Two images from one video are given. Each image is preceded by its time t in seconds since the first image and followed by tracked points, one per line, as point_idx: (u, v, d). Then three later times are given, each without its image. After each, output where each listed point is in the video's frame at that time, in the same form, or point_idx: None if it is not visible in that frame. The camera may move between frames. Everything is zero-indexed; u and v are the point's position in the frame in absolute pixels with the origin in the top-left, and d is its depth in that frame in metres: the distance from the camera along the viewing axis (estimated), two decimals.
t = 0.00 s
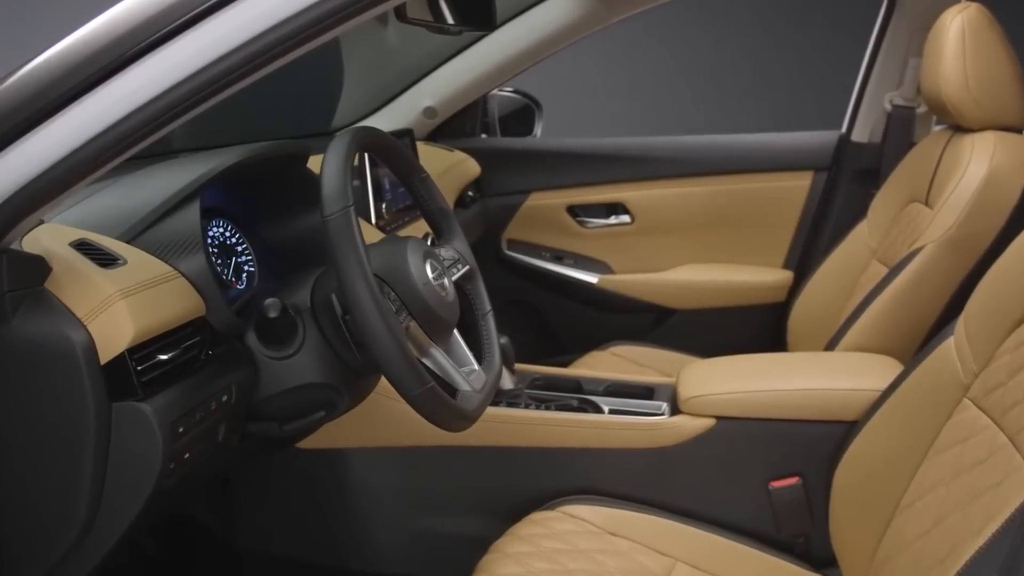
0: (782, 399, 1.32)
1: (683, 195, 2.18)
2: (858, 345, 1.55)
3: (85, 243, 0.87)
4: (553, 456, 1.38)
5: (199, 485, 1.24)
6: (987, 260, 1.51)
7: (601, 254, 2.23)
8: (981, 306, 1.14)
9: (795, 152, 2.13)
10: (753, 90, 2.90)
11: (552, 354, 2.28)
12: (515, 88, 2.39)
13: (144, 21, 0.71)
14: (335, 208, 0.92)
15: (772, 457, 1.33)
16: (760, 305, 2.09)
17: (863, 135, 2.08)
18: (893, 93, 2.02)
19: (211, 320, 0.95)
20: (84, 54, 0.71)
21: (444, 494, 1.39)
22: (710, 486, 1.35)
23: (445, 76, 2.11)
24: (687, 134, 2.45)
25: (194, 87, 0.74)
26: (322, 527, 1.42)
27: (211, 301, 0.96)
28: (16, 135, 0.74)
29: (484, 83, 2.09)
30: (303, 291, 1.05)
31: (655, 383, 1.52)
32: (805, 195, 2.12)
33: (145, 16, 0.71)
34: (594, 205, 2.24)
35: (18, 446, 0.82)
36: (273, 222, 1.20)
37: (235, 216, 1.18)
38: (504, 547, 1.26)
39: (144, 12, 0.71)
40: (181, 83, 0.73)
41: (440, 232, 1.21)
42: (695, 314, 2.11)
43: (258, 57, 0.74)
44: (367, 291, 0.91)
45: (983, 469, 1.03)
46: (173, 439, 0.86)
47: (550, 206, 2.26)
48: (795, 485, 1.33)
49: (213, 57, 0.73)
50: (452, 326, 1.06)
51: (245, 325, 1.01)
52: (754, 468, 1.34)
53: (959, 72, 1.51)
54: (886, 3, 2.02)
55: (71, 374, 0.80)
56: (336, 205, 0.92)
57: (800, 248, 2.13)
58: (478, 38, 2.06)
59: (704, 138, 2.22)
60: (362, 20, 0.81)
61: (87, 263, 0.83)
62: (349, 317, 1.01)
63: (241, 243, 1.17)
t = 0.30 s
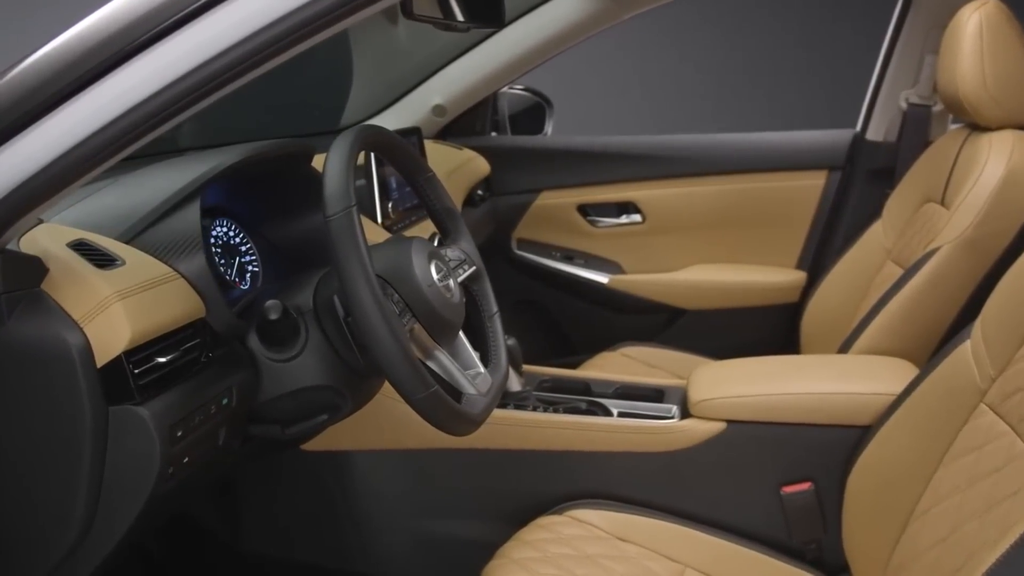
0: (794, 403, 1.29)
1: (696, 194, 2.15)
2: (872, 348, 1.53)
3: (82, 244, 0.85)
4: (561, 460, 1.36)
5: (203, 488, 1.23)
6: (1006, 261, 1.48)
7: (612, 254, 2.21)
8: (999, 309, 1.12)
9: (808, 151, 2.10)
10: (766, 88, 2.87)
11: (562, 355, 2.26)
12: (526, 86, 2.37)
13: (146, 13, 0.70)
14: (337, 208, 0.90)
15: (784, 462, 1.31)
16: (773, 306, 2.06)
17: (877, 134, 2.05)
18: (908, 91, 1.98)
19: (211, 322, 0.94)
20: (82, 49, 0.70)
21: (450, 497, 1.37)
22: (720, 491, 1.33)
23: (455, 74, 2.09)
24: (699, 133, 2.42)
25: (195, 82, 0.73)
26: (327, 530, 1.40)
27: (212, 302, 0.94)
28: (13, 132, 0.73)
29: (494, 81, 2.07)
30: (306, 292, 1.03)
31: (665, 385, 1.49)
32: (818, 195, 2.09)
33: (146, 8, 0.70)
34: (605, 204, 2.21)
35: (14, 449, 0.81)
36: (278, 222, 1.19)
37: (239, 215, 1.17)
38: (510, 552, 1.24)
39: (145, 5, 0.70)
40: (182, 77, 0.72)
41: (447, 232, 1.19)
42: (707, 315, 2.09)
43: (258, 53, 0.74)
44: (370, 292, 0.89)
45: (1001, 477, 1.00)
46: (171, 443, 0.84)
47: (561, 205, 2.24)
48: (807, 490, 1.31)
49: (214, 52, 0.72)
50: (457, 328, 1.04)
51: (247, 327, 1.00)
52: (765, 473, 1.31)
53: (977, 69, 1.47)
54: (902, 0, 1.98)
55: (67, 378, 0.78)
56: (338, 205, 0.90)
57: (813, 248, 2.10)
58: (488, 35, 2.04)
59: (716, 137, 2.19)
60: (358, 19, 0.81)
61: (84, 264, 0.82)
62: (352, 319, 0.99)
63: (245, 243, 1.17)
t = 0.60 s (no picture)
0: (806, 406, 1.27)
1: (707, 193, 2.13)
2: (887, 351, 1.50)
3: (80, 244, 0.84)
4: (569, 463, 1.34)
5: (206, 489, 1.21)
6: None
7: (623, 254, 2.19)
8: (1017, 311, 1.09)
9: (823, 150, 2.07)
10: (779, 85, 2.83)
11: (573, 355, 2.24)
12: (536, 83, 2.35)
13: (148, 5, 0.69)
14: (339, 208, 0.88)
15: (795, 467, 1.28)
16: (786, 306, 2.03)
17: (893, 133, 2.00)
18: (925, 89, 1.95)
19: (212, 324, 0.92)
20: (82, 42, 0.69)
21: (457, 500, 1.36)
22: (731, 496, 1.30)
23: (465, 71, 2.07)
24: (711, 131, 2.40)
25: (195, 78, 0.72)
26: (332, 531, 1.39)
27: (213, 304, 0.93)
28: (13, 126, 0.71)
29: (504, 78, 2.05)
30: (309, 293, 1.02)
31: (675, 387, 1.47)
32: (832, 194, 2.06)
33: None
34: (616, 203, 2.19)
35: (11, 452, 0.80)
36: (282, 221, 1.18)
37: (243, 213, 1.17)
38: (517, 557, 1.22)
39: None
40: (182, 72, 0.71)
41: (453, 231, 1.17)
42: (719, 315, 2.06)
43: (258, 48, 0.73)
44: (372, 294, 0.88)
45: (1020, 484, 0.98)
46: (170, 447, 0.82)
47: (571, 204, 2.21)
48: (819, 496, 1.28)
49: (214, 47, 0.71)
50: (463, 330, 1.02)
51: (249, 328, 0.98)
52: (777, 478, 1.29)
53: (995, 66, 1.44)
54: None
55: (63, 380, 0.77)
56: (340, 204, 0.89)
57: (827, 249, 2.07)
58: (498, 32, 2.02)
59: (729, 135, 2.16)
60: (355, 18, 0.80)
61: (82, 264, 0.80)
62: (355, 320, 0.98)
63: (250, 243, 1.16)
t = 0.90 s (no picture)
0: (820, 410, 1.24)
1: (720, 192, 2.10)
2: (903, 354, 1.47)
3: (79, 244, 0.83)
4: (577, 467, 1.32)
5: (210, 492, 1.20)
6: None
7: (635, 254, 2.17)
8: None
9: (838, 149, 2.05)
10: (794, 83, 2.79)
11: (584, 356, 2.22)
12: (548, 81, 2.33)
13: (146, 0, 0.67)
14: (342, 208, 0.87)
15: (809, 472, 1.26)
16: (800, 307, 2.01)
17: (910, 132, 1.97)
18: (942, 87, 1.91)
19: (213, 326, 0.91)
20: (82, 36, 0.67)
21: (464, 503, 1.34)
22: (742, 501, 1.28)
23: (475, 69, 2.06)
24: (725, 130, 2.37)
25: (195, 75, 0.70)
26: (338, 534, 1.37)
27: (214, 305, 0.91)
28: (10, 124, 0.69)
29: (514, 77, 2.04)
30: (313, 295, 1.00)
31: (686, 389, 1.45)
32: (847, 194, 2.03)
33: None
34: (627, 202, 2.17)
35: (8, 455, 0.78)
36: (287, 220, 1.17)
37: (248, 212, 1.15)
38: (524, 563, 1.21)
39: None
40: (182, 69, 0.70)
41: (460, 232, 1.15)
42: (732, 317, 2.04)
43: (257, 45, 0.72)
44: (375, 296, 0.86)
45: None
46: (169, 451, 0.81)
47: (582, 203, 2.19)
48: (833, 502, 1.25)
49: (214, 43, 0.70)
50: (469, 332, 1.00)
51: (250, 330, 0.97)
52: (790, 484, 1.27)
53: (1013, 63, 1.41)
54: None
55: (60, 383, 0.76)
56: (343, 204, 0.87)
57: (842, 249, 2.04)
58: (508, 30, 2.00)
59: (742, 134, 2.13)
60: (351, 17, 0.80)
61: (80, 265, 0.79)
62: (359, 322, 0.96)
63: (255, 242, 1.15)
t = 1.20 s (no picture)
0: (837, 416, 1.21)
1: (733, 192, 2.08)
2: (920, 357, 1.45)
3: (78, 245, 0.81)
4: (586, 471, 1.30)
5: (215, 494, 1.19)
6: None
7: (647, 253, 2.14)
8: None
9: (854, 148, 2.01)
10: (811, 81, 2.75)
11: (597, 356, 2.20)
12: (560, 79, 2.31)
13: None
14: (346, 209, 0.85)
15: (822, 478, 1.23)
16: (815, 308, 1.98)
17: (927, 130, 1.92)
18: (961, 85, 1.87)
19: (215, 328, 0.89)
20: (80, 32, 0.66)
21: (472, 507, 1.33)
22: (754, 507, 1.26)
23: (486, 67, 2.04)
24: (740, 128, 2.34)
25: (194, 72, 0.69)
26: (345, 536, 1.36)
27: (216, 307, 0.90)
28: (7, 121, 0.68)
29: (525, 75, 2.02)
30: (318, 297, 0.99)
31: (698, 392, 1.43)
32: (864, 194, 2.00)
33: None
34: (640, 201, 2.15)
35: (6, 459, 0.77)
36: (294, 220, 1.15)
37: (255, 211, 1.14)
38: (531, 568, 1.19)
39: None
40: (181, 66, 0.69)
41: (468, 232, 1.14)
42: (746, 318, 2.01)
43: (257, 42, 0.71)
44: (378, 300, 0.84)
45: None
46: (168, 457, 0.80)
47: (595, 202, 2.17)
48: (847, 509, 1.22)
49: (213, 40, 0.69)
50: (476, 335, 0.99)
51: (254, 333, 0.95)
52: (802, 490, 1.24)
53: None
54: None
55: (56, 386, 0.74)
56: (347, 205, 0.85)
57: (859, 250, 2.01)
58: (519, 27, 1.98)
59: (757, 133, 2.10)
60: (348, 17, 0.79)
61: (78, 266, 0.78)
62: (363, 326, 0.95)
63: (261, 242, 1.14)
